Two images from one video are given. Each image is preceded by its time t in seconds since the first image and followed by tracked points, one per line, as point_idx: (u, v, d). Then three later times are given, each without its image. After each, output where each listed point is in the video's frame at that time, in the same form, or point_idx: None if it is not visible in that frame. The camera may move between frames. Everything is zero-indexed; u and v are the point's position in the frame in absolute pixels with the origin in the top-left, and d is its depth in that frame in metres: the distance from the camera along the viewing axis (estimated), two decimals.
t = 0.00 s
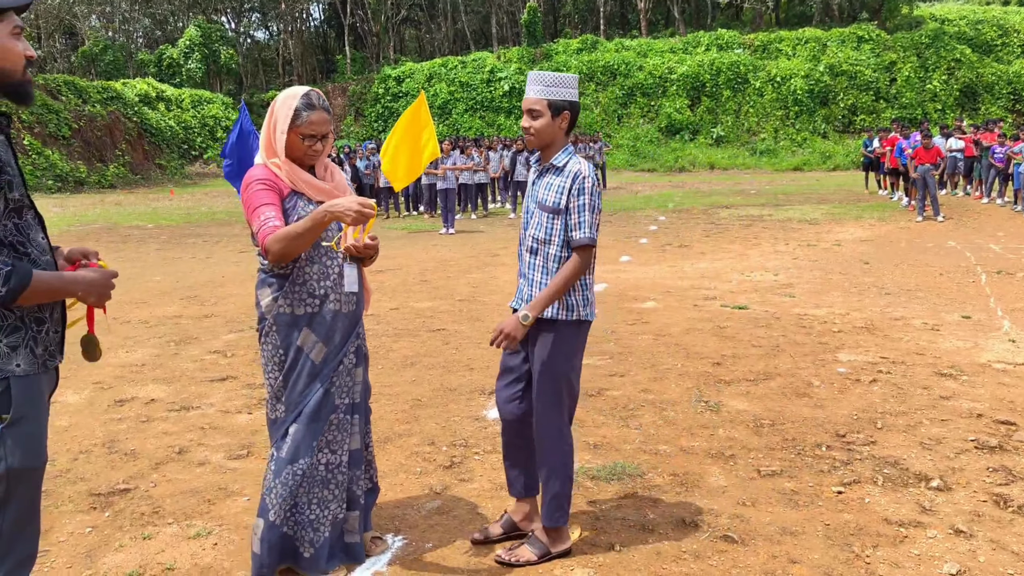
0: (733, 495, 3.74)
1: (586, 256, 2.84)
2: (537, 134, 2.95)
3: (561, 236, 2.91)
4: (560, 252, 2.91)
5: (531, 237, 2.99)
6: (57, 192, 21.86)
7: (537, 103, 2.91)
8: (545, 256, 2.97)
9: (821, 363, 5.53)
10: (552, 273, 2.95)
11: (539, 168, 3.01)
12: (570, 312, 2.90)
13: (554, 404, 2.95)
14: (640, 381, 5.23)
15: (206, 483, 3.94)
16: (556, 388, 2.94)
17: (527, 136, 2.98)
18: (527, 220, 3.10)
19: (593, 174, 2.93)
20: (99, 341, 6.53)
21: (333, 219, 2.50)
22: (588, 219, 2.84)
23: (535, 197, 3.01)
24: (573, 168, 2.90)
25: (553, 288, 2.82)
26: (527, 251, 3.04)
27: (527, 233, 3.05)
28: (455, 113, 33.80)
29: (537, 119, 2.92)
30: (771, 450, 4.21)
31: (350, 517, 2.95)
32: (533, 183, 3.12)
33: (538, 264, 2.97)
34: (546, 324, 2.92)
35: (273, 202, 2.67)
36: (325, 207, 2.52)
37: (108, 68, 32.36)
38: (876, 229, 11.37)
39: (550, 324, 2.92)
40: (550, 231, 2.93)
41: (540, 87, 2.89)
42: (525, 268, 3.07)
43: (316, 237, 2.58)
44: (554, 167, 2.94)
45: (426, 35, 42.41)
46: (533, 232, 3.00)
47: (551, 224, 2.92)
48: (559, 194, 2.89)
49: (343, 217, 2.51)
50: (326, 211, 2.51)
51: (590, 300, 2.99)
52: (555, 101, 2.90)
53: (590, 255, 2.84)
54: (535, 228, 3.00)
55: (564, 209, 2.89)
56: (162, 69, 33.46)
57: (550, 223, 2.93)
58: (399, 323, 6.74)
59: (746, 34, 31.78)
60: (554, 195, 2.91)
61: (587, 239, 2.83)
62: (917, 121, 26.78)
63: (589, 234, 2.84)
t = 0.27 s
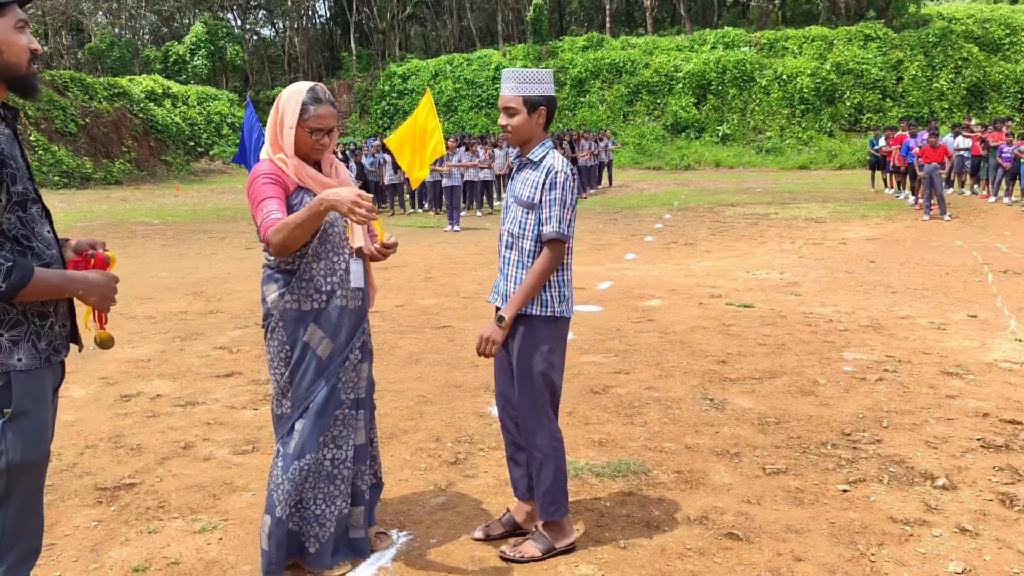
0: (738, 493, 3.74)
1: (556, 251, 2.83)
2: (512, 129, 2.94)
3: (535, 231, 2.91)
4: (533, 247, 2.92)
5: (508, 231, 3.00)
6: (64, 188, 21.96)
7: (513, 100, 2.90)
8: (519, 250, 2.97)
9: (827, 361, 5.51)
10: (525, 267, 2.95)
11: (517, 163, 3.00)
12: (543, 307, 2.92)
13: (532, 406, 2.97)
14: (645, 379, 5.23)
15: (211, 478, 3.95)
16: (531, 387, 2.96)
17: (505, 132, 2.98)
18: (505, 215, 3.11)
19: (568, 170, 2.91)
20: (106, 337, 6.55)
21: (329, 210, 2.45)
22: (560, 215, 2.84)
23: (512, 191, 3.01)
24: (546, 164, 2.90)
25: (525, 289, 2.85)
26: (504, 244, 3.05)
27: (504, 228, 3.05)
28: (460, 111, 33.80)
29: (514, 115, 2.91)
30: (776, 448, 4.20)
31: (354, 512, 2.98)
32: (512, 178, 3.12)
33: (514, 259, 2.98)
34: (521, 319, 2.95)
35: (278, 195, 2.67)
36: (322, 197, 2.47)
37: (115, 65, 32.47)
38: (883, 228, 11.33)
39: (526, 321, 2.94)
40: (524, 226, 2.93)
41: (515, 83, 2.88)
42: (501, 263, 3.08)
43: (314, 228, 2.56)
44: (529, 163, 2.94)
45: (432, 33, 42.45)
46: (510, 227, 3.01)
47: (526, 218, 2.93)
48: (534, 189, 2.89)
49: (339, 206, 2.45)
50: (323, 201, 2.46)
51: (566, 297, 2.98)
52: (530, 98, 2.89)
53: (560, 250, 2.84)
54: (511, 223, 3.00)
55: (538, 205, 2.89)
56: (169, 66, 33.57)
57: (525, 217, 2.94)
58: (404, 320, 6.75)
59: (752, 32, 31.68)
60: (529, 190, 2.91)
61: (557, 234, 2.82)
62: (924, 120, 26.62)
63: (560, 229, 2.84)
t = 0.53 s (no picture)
0: (739, 493, 3.74)
1: (555, 253, 2.84)
2: (503, 129, 2.94)
3: (528, 230, 2.92)
4: (526, 248, 2.91)
5: (499, 231, 3.00)
6: (67, 187, 22.00)
7: (503, 100, 2.90)
8: (510, 251, 2.98)
9: (829, 362, 5.51)
10: (515, 267, 2.95)
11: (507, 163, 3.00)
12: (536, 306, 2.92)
13: (529, 411, 2.97)
14: (647, 378, 5.24)
15: (213, 476, 3.97)
16: (527, 387, 2.96)
17: (495, 133, 2.98)
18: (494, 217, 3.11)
19: (558, 171, 2.93)
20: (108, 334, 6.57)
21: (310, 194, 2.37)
22: (554, 215, 2.85)
23: (502, 192, 3.02)
24: (537, 164, 2.91)
25: (545, 295, 2.83)
26: (493, 246, 3.05)
27: (494, 229, 3.05)
28: (463, 111, 33.84)
29: (504, 115, 2.91)
30: (778, 449, 4.20)
31: (357, 509, 2.99)
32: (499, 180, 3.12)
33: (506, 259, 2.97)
34: (514, 319, 2.95)
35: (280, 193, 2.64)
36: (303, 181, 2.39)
37: (118, 63, 32.49)
38: (885, 229, 11.33)
39: (520, 322, 2.94)
40: (515, 227, 2.94)
41: (506, 84, 2.89)
42: (491, 264, 3.07)
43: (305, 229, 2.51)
44: (520, 163, 2.95)
45: (435, 32, 42.48)
46: (501, 228, 3.00)
47: (517, 219, 2.93)
48: (525, 188, 2.90)
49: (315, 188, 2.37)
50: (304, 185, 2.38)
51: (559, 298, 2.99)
52: (520, 98, 2.89)
53: (558, 251, 2.85)
54: (502, 223, 3.00)
55: (528, 205, 2.91)
56: (172, 64, 33.64)
57: (515, 218, 2.95)
58: (406, 319, 6.76)
59: (756, 32, 31.65)
60: (521, 190, 2.91)
61: (553, 234, 2.83)
62: (927, 122, 26.58)
63: (555, 229, 2.85)
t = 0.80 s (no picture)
0: (738, 493, 3.74)
1: (555, 250, 2.85)
2: (498, 129, 2.94)
3: (526, 229, 2.92)
4: (525, 246, 2.91)
5: (496, 230, 2.99)
6: (66, 186, 22.01)
7: (496, 101, 2.90)
8: (509, 249, 2.97)
9: (828, 363, 5.52)
10: (514, 266, 2.95)
11: (502, 163, 3.00)
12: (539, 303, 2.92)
13: (529, 410, 2.97)
14: (646, 379, 5.23)
15: (212, 474, 3.96)
16: (528, 386, 2.95)
17: (488, 133, 2.98)
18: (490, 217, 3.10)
19: (555, 169, 2.94)
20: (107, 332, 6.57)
21: (333, 185, 2.45)
22: (553, 213, 2.86)
23: (497, 191, 3.01)
24: (533, 163, 2.92)
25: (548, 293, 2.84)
26: (490, 245, 3.05)
27: (492, 229, 3.04)
28: (463, 112, 33.84)
29: (497, 116, 2.92)
30: (777, 449, 4.20)
31: (357, 506, 2.99)
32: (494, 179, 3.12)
33: (505, 258, 2.96)
34: (515, 318, 2.95)
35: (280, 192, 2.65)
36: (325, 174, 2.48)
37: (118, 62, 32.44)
38: (884, 231, 11.34)
39: (522, 321, 2.93)
40: (513, 226, 2.93)
41: (497, 84, 2.89)
42: (489, 265, 3.06)
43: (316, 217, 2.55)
44: (516, 162, 2.95)
45: (435, 33, 42.51)
46: (499, 228, 3.00)
47: (515, 217, 2.93)
48: (522, 187, 2.90)
49: (338, 179, 2.46)
50: (326, 178, 2.46)
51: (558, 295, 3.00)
52: (513, 97, 2.89)
53: (558, 249, 2.86)
54: (500, 223, 2.99)
55: (525, 204, 2.91)
56: (172, 64, 33.66)
57: (512, 217, 2.95)
58: (405, 319, 6.76)
59: (755, 35, 31.69)
60: (519, 188, 2.91)
61: (554, 232, 2.84)
62: (926, 124, 26.59)
63: (555, 226, 2.86)
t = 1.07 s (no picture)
0: (740, 493, 3.73)
1: (556, 248, 2.84)
2: (500, 129, 2.94)
3: (529, 228, 2.91)
4: (529, 244, 2.90)
5: (500, 230, 2.98)
6: (66, 186, 22.02)
7: (496, 101, 2.90)
8: (513, 249, 2.96)
9: (830, 364, 5.51)
10: (518, 265, 2.94)
11: (504, 162, 3.00)
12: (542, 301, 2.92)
13: (530, 408, 2.96)
14: (648, 379, 5.22)
15: (213, 473, 3.95)
16: (523, 384, 2.94)
17: (490, 134, 2.99)
18: (494, 215, 3.09)
19: (558, 166, 2.92)
20: (108, 332, 6.56)
21: (336, 175, 2.53)
22: (555, 211, 2.85)
23: (502, 190, 3.01)
24: (536, 161, 2.91)
25: (541, 291, 2.82)
26: (495, 245, 3.04)
27: (496, 228, 3.03)
28: (464, 113, 33.86)
29: (498, 116, 2.91)
30: (778, 450, 4.19)
31: (354, 506, 2.98)
32: (496, 179, 3.11)
33: (510, 257, 2.95)
34: (518, 317, 2.95)
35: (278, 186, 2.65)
36: (326, 165, 2.55)
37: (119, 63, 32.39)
38: (885, 233, 11.34)
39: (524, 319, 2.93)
40: (517, 225, 2.92)
41: (494, 85, 2.89)
42: (494, 265, 3.06)
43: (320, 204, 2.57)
44: (518, 161, 2.95)
45: (435, 34, 42.48)
46: (503, 228, 2.99)
47: (519, 216, 2.92)
48: (526, 185, 2.90)
49: (341, 169, 2.54)
50: (329, 169, 2.53)
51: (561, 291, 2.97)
52: (513, 97, 2.89)
53: (558, 247, 2.84)
54: (504, 222, 2.99)
55: (530, 202, 2.90)
56: (173, 65, 33.70)
57: (517, 216, 2.93)
58: (406, 319, 6.75)
59: (756, 37, 31.73)
60: (522, 187, 2.91)
61: (554, 230, 2.84)
62: (926, 127, 26.61)
63: (557, 223, 2.85)
